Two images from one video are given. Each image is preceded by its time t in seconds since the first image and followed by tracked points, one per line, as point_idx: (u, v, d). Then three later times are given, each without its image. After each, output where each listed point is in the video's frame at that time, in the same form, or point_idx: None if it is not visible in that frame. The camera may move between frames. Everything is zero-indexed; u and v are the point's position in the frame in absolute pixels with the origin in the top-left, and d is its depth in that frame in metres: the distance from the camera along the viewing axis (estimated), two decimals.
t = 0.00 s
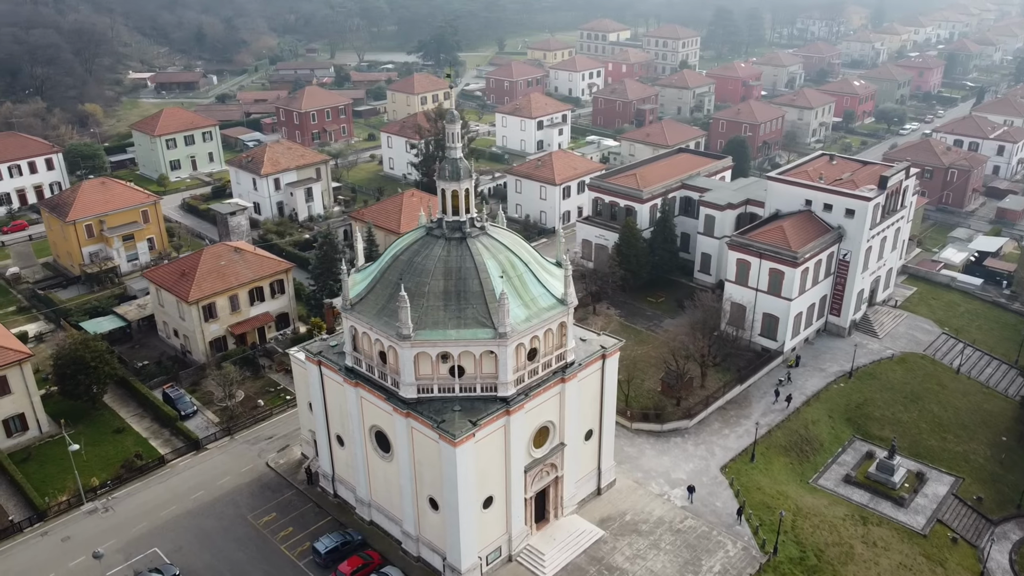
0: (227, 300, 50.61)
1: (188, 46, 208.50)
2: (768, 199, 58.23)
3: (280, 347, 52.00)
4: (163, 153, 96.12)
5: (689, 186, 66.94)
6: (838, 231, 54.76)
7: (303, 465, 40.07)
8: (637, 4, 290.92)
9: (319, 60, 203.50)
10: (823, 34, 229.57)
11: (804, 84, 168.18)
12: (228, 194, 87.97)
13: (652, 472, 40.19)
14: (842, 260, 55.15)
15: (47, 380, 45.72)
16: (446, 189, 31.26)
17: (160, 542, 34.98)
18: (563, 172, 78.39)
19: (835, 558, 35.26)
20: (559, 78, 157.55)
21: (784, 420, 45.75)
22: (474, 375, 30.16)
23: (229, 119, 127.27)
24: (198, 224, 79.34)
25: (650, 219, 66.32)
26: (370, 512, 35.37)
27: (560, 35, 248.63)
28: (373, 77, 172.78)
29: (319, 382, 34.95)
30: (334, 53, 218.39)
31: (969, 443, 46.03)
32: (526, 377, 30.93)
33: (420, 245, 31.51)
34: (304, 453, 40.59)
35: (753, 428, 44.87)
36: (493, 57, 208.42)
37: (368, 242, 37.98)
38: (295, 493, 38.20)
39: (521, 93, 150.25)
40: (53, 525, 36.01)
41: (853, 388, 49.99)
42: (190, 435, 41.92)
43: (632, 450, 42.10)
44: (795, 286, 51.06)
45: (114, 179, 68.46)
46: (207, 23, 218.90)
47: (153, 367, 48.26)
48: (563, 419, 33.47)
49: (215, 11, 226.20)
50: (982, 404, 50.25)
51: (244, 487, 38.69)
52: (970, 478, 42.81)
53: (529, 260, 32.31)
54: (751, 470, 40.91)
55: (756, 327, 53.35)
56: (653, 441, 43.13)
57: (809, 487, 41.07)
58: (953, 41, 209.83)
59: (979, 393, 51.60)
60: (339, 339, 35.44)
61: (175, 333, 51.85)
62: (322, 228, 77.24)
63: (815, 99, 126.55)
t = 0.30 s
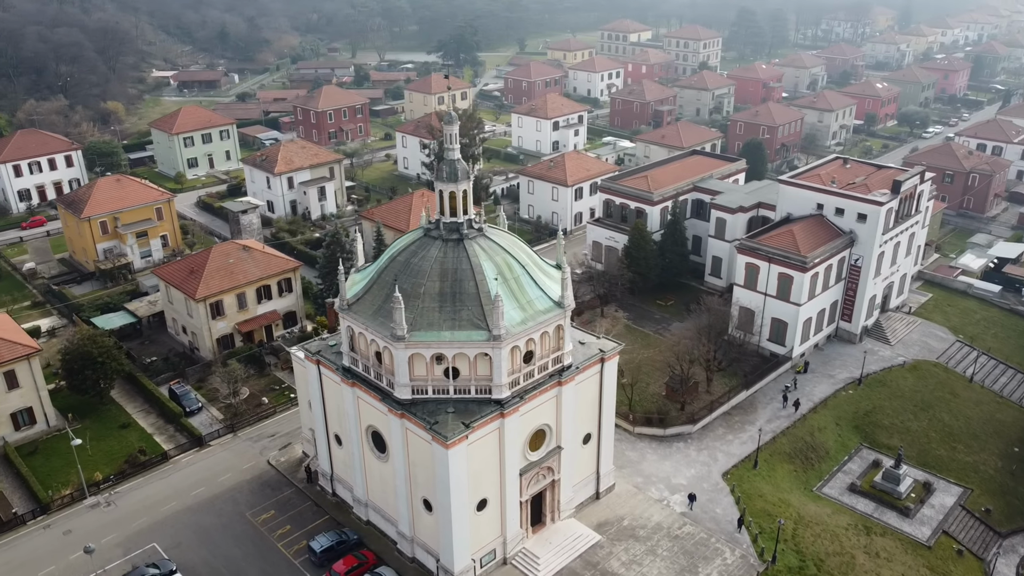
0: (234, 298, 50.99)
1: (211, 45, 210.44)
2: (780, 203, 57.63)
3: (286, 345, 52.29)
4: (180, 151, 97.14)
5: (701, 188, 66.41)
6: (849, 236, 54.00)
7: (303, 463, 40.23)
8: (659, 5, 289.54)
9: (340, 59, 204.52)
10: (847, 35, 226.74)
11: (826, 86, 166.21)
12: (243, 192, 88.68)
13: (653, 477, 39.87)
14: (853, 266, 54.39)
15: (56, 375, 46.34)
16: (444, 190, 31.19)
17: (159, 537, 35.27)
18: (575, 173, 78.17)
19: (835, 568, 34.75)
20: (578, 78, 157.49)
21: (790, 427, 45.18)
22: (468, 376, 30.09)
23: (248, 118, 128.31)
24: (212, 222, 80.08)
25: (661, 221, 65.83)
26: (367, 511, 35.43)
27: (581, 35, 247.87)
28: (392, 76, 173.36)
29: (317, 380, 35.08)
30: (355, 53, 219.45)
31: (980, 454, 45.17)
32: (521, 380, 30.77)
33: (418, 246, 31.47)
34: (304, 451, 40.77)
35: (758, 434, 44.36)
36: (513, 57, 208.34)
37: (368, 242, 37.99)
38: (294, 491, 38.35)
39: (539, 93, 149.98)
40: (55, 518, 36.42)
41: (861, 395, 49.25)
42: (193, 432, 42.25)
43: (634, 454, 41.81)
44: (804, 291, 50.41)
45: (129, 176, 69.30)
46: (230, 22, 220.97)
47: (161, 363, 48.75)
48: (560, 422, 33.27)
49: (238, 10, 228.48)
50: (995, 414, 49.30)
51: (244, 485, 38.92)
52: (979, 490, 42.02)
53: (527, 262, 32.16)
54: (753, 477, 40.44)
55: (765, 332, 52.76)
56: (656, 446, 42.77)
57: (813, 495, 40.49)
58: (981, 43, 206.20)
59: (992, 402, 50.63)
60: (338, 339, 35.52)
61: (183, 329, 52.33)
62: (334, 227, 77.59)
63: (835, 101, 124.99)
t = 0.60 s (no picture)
0: (242, 296, 51.37)
1: (235, 44, 212.51)
2: (792, 206, 57.01)
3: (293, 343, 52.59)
4: (198, 149, 98.10)
5: (713, 191, 65.82)
6: (862, 240, 53.20)
7: (304, 462, 40.42)
8: (683, 6, 287.69)
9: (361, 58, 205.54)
10: (873, 36, 223.56)
11: (849, 88, 164.05)
12: (258, 190, 89.34)
13: (653, 482, 39.55)
14: (865, 271, 53.60)
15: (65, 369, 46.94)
16: (442, 191, 31.16)
17: (159, 532, 35.56)
18: (588, 175, 77.84)
19: None
20: (597, 79, 157.46)
21: (796, 434, 44.60)
22: (463, 378, 30.03)
23: (267, 117, 129.29)
24: (226, 219, 80.76)
25: (672, 224, 65.30)
26: (364, 511, 35.49)
27: (603, 35, 246.94)
28: (411, 76, 173.77)
29: (316, 379, 35.20)
30: (377, 52, 220.45)
31: (991, 465, 44.29)
32: (516, 382, 30.63)
33: (415, 247, 31.46)
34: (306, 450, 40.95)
35: (762, 440, 43.83)
36: (533, 57, 208.07)
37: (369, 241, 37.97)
38: (293, 489, 38.52)
39: (558, 94, 149.60)
40: (58, 511, 36.86)
41: (870, 402, 48.55)
42: (197, 428, 42.59)
43: (635, 458, 41.51)
44: (814, 296, 49.74)
45: (144, 174, 70.12)
46: (253, 21, 222.94)
47: (168, 359, 49.21)
48: (556, 426, 33.08)
49: (262, 9, 230.64)
50: (1008, 425, 48.34)
51: (245, 482, 39.16)
52: (988, 502, 41.20)
53: (525, 264, 32.02)
54: (755, 484, 39.99)
55: (774, 337, 52.15)
56: (658, 451, 42.42)
57: (816, 503, 39.95)
58: (1011, 45, 202.20)
59: (1005, 412, 49.64)
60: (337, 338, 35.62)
61: (192, 326, 52.81)
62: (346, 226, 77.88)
63: (856, 103, 123.28)
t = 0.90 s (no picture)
0: (250, 293, 51.72)
1: (258, 43, 214.46)
2: (804, 210, 56.28)
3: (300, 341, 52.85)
4: (215, 147, 99.00)
5: (725, 193, 65.20)
6: (874, 245, 52.35)
7: (305, 460, 40.58)
8: (707, 6, 285.58)
9: (382, 58, 206.39)
10: (900, 38, 220.15)
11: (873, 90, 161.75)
12: (273, 189, 89.92)
13: (654, 487, 39.22)
14: (877, 276, 52.77)
15: (74, 364, 47.52)
16: (439, 192, 31.14)
17: (158, 527, 35.87)
18: (600, 176, 77.49)
19: None
20: (616, 79, 157.22)
21: (801, 441, 44.03)
22: (458, 379, 29.97)
23: (285, 115, 130.20)
24: (240, 217, 81.39)
25: (683, 226, 64.76)
26: (361, 510, 35.54)
27: (625, 36, 245.94)
28: (431, 75, 174.09)
29: (316, 378, 35.35)
30: (398, 51, 221.27)
31: (1001, 476, 43.38)
32: (512, 385, 30.51)
33: (413, 247, 31.45)
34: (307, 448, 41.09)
35: (766, 447, 43.31)
36: (554, 58, 207.68)
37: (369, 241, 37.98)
38: (293, 487, 38.68)
39: (576, 94, 149.10)
40: (61, 505, 37.29)
41: (879, 410, 47.80)
42: (201, 424, 42.92)
43: (636, 463, 41.20)
44: (823, 302, 49.02)
45: (159, 171, 70.87)
46: (276, 20, 224.71)
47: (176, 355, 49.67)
48: (553, 429, 32.88)
49: (285, 9, 232.64)
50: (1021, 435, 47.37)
51: (246, 479, 39.38)
52: (997, 514, 40.37)
53: (522, 265, 31.88)
54: (757, 491, 39.50)
55: (783, 342, 51.52)
56: (660, 455, 42.06)
57: (819, 512, 39.37)
58: None
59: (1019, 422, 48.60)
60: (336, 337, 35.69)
61: (201, 323, 53.26)
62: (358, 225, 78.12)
63: (878, 106, 121.49)
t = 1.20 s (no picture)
0: (258, 291, 52.07)
1: (280, 42, 216.26)
2: (816, 214, 55.55)
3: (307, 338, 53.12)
4: (233, 144, 99.88)
5: (738, 196, 64.57)
6: (886, 250, 51.50)
7: (306, 457, 40.75)
8: (731, 6, 283.20)
9: (402, 58, 207.11)
10: (927, 40, 216.67)
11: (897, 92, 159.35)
12: (288, 187, 90.49)
13: (654, 491, 38.91)
14: (889, 281, 51.96)
15: (84, 359, 48.15)
16: (438, 193, 31.08)
17: (158, 522, 36.20)
18: (612, 177, 77.07)
19: None
20: (636, 80, 156.43)
21: (806, 448, 43.47)
22: (453, 380, 29.90)
23: (303, 114, 131.04)
24: (254, 214, 81.97)
25: (694, 228, 64.20)
26: (358, 509, 35.60)
27: (647, 36, 244.66)
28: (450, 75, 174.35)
29: (315, 376, 35.50)
30: (419, 51, 221.99)
31: (1012, 487, 42.41)
32: (506, 387, 30.40)
33: (410, 247, 31.45)
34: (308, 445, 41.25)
35: (770, 454, 42.77)
36: (574, 58, 207.23)
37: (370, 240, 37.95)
38: (293, 484, 38.84)
39: (594, 95, 148.53)
40: (64, 498, 37.75)
41: (889, 418, 47.06)
42: (205, 420, 43.26)
43: (637, 467, 40.91)
44: (833, 307, 48.33)
45: (174, 168, 71.66)
46: (299, 19, 226.34)
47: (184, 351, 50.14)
48: (550, 431, 32.68)
49: (308, 8, 234.41)
50: None
51: (246, 475, 39.62)
52: (1006, 526, 39.49)
53: (520, 267, 31.75)
54: (759, 497, 39.08)
55: (792, 347, 50.90)
56: (661, 460, 41.70)
57: (822, 520, 38.80)
58: None
59: None
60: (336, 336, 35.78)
61: (209, 319, 53.73)
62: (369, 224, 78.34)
63: (901, 108, 119.58)
